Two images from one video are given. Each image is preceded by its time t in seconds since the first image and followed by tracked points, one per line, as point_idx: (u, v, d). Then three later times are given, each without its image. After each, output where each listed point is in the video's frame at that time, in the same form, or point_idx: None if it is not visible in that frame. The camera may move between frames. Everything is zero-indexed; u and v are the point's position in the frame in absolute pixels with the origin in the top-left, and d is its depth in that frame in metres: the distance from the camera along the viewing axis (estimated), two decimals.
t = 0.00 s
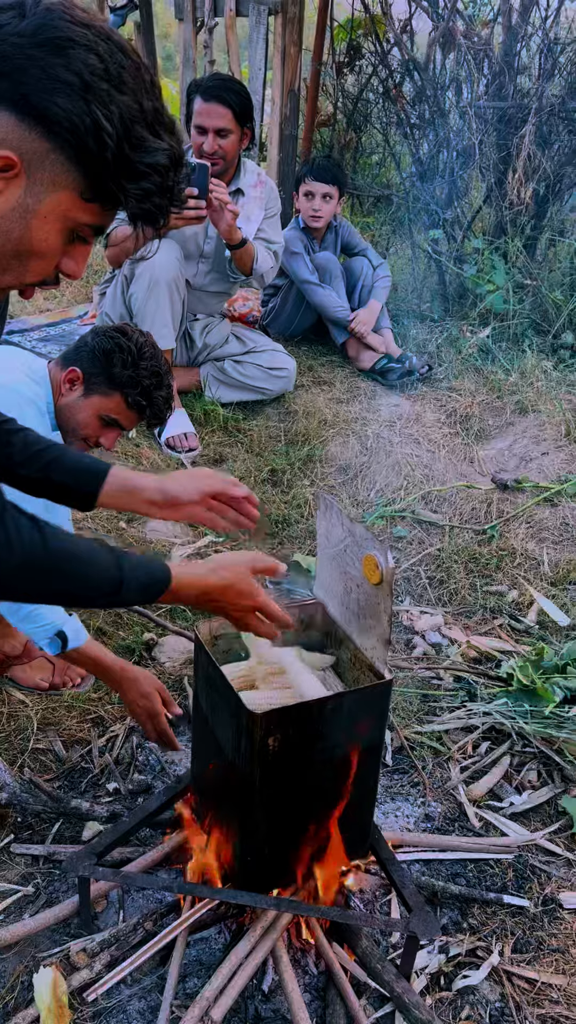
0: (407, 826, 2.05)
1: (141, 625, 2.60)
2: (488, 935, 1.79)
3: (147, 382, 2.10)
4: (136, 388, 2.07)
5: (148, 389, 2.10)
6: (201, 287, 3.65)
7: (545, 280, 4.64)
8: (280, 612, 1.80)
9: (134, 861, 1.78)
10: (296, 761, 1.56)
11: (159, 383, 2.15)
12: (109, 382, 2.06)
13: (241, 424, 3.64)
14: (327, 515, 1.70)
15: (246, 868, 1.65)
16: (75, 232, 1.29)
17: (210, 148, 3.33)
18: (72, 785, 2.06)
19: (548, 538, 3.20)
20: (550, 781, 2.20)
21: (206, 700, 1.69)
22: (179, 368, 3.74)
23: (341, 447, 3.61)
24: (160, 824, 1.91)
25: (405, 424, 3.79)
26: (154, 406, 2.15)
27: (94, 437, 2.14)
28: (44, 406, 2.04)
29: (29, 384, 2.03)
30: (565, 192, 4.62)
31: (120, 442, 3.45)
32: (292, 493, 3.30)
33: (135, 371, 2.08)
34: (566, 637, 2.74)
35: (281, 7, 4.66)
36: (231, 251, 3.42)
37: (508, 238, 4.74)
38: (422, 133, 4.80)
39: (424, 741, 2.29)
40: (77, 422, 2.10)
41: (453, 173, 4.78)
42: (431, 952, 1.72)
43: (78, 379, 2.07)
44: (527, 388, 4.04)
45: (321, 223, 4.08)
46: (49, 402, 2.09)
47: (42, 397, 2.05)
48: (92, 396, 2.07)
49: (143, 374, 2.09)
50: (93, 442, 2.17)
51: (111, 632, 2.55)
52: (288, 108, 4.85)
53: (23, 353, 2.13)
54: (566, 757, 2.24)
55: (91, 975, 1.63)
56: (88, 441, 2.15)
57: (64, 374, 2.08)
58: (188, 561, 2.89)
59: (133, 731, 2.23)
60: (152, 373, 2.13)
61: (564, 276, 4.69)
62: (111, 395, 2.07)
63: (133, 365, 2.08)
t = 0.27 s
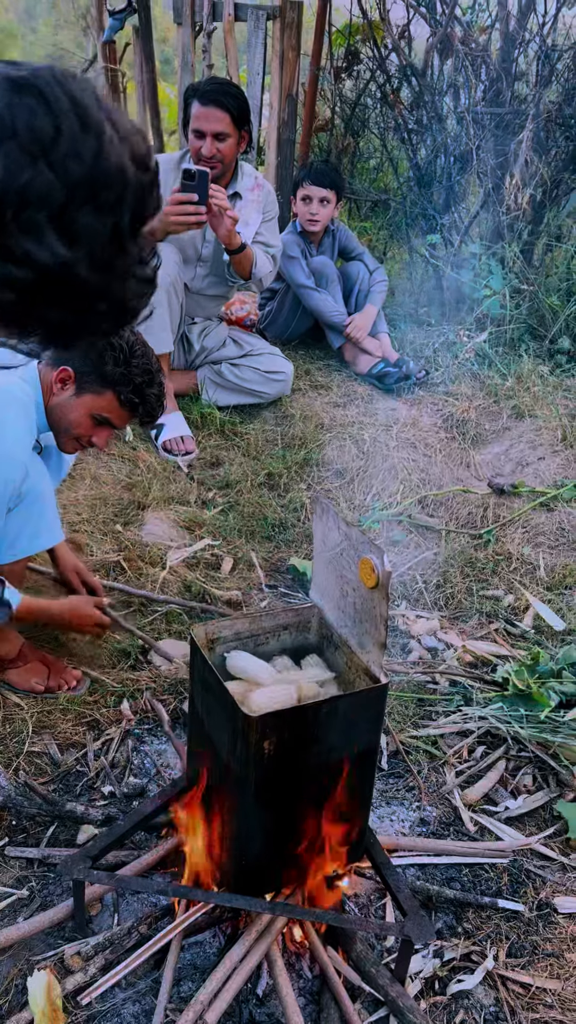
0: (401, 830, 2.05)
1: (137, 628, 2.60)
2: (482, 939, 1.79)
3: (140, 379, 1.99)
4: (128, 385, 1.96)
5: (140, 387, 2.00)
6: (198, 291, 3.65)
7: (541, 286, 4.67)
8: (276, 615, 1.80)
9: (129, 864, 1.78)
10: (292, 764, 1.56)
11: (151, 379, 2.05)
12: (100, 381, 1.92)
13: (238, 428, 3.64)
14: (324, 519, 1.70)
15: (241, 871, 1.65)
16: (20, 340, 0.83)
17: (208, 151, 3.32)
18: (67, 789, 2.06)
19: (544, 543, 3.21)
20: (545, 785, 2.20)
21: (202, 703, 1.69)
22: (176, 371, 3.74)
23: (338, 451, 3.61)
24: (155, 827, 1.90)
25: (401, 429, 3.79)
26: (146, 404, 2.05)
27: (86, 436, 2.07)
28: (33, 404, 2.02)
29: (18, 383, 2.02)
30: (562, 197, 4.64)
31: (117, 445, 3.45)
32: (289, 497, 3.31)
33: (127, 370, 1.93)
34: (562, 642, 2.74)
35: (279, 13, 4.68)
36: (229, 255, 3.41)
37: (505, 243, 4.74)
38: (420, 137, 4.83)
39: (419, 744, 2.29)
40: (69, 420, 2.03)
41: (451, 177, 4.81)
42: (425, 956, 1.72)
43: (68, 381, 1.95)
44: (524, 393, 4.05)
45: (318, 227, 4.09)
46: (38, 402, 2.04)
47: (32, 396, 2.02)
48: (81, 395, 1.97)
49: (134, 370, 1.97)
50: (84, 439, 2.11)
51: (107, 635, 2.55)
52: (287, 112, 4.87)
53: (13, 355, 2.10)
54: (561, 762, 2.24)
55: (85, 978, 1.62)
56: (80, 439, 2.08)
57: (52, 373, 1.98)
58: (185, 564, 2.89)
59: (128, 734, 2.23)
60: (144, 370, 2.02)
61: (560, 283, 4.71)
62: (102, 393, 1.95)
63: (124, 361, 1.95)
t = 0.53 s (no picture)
0: (402, 835, 2.05)
1: (140, 631, 2.61)
2: (482, 945, 1.80)
3: (140, 382, 1.95)
4: (127, 389, 1.94)
5: (140, 390, 1.96)
6: (203, 297, 3.67)
7: (545, 294, 4.64)
8: (278, 620, 1.81)
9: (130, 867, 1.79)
10: (293, 768, 1.57)
11: (154, 382, 2.01)
12: (99, 381, 1.94)
13: (241, 433, 3.65)
14: (326, 524, 1.71)
15: (241, 874, 1.66)
16: None
17: (214, 156, 3.35)
18: (68, 791, 2.06)
19: (546, 550, 3.21)
20: (545, 792, 2.21)
21: (204, 706, 1.69)
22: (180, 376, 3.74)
23: (341, 457, 3.63)
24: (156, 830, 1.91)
25: (404, 435, 3.81)
26: (147, 409, 2.00)
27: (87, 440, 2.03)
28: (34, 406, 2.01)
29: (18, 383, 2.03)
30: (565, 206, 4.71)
31: (121, 450, 3.46)
32: (291, 503, 3.32)
33: (127, 371, 1.94)
34: (563, 648, 2.75)
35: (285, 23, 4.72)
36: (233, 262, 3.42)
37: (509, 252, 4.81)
38: (425, 146, 4.86)
39: (420, 749, 2.29)
40: (70, 424, 2.00)
41: (455, 185, 4.87)
42: (424, 961, 1.72)
43: (70, 384, 1.97)
44: (526, 401, 4.07)
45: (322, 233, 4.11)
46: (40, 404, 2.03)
47: (32, 398, 2.02)
48: (80, 397, 1.97)
49: (135, 375, 1.95)
50: (86, 443, 2.07)
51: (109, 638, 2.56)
52: (292, 121, 4.93)
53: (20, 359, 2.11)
54: (561, 768, 2.24)
55: (85, 980, 1.63)
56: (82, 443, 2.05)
57: (55, 377, 2.00)
58: (187, 568, 2.90)
59: (130, 737, 2.24)
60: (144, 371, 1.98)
61: (564, 290, 4.68)
62: (102, 396, 1.95)
63: (124, 365, 1.94)
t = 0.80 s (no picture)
0: (405, 843, 2.05)
1: (144, 636, 2.61)
2: (484, 955, 1.79)
3: (153, 383, 1.94)
4: (141, 390, 1.93)
5: (153, 391, 1.94)
6: (211, 304, 3.68)
7: (552, 303, 4.71)
8: (283, 626, 1.81)
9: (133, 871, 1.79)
10: (297, 774, 1.57)
11: (166, 384, 1.99)
12: (113, 383, 1.93)
13: (248, 440, 3.66)
14: (332, 531, 1.71)
15: (244, 880, 1.66)
16: None
17: (224, 164, 3.37)
18: (72, 794, 2.06)
19: (551, 559, 3.21)
20: (549, 801, 2.20)
21: (208, 712, 1.69)
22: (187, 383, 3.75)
23: (347, 465, 3.63)
24: (159, 835, 1.91)
25: (410, 443, 3.81)
26: (160, 412, 1.99)
27: (100, 442, 2.01)
28: (50, 409, 1.98)
29: (33, 387, 1.99)
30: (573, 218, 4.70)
31: (128, 455, 3.48)
32: (297, 510, 3.34)
33: (140, 374, 1.93)
34: (567, 658, 2.75)
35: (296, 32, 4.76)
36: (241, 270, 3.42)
37: (518, 262, 4.82)
38: (433, 156, 4.87)
39: (423, 758, 2.29)
40: (85, 427, 1.99)
41: (464, 195, 4.87)
42: (426, 970, 1.72)
43: (85, 386, 1.96)
44: (532, 410, 4.07)
45: (330, 241, 4.13)
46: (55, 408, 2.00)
47: (48, 401, 1.98)
48: (97, 399, 1.95)
49: (148, 376, 1.94)
50: (99, 446, 2.05)
51: (114, 643, 2.57)
52: (302, 129, 4.90)
53: (28, 363, 2.09)
54: (565, 778, 2.24)
55: (87, 984, 1.63)
56: (96, 445, 2.03)
57: (70, 379, 1.99)
58: (192, 573, 2.91)
59: (134, 741, 2.24)
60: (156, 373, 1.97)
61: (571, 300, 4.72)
62: (116, 398, 1.94)
63: (137, 367, 1.93)
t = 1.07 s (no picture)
0: (415, 857, 2.04)
1: (157, 644, 2.62)
2: (494, 971, 1.78)
3: (174, 394, 1.88)
4: (163, 402, 1.87)
5: (174, 403, 1.88)
6: (229, 313, 3.69)
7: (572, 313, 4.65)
8: (297, 635, 1.81)
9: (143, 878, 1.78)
10: (310, 785, 1.56)
11: (188, 395, 1.93)
12: (135, 395, 1.88)
13: (263, 449, 3.67)
14: (347, 541, 1.71)
15: (255, 890, 1.65)
16: None
17: (244, 173, 3.40)
18: (83, 800, 2.07)
19: (566, 573, 3.20)
20: (561, 817, 2.18)
21: (222, 720, 1.69)
22: (204, 391, 3.77)
23: (362, 475, 3.64)
24: (169, 842, 1.91)
25: (426, 455, 3.81)
26: (181, 425, 1.92)
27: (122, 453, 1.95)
28: (71, 419, 1.94)
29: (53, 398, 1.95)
30: None
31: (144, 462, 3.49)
32: (311, 519, 3.35)
33: (162, 387, 1.87)
34: None
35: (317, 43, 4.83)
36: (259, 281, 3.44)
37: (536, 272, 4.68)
38: (452, 169, 4.87)
39: (435, 771, 2.28)
40: (106, 437, 1.93)
41: (481, 208, 4.84)
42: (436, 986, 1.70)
43: (108, 399, 1.91)
44: (549, 423, 4.06)
45: (348, 252, 4.14)
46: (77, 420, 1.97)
47: (69, 412, 1.95)
48: (120, 411, 1.90)
49: (170, 388, 1.88)
50: (120, 458, 1.99)
51: (128, 650, 2.57)
52: (322, 141, 5.03)
53: (49, 370, 2.05)
54: None
55: (95, 991, 1.62)
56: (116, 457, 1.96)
57: (92, 391, 1.95)
58: (206, 581, 2.92)
59: (146, 749, 2.24)
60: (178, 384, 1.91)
61: None
62: (138, 409, 1.88)
63: (159, 379, 1.88)
